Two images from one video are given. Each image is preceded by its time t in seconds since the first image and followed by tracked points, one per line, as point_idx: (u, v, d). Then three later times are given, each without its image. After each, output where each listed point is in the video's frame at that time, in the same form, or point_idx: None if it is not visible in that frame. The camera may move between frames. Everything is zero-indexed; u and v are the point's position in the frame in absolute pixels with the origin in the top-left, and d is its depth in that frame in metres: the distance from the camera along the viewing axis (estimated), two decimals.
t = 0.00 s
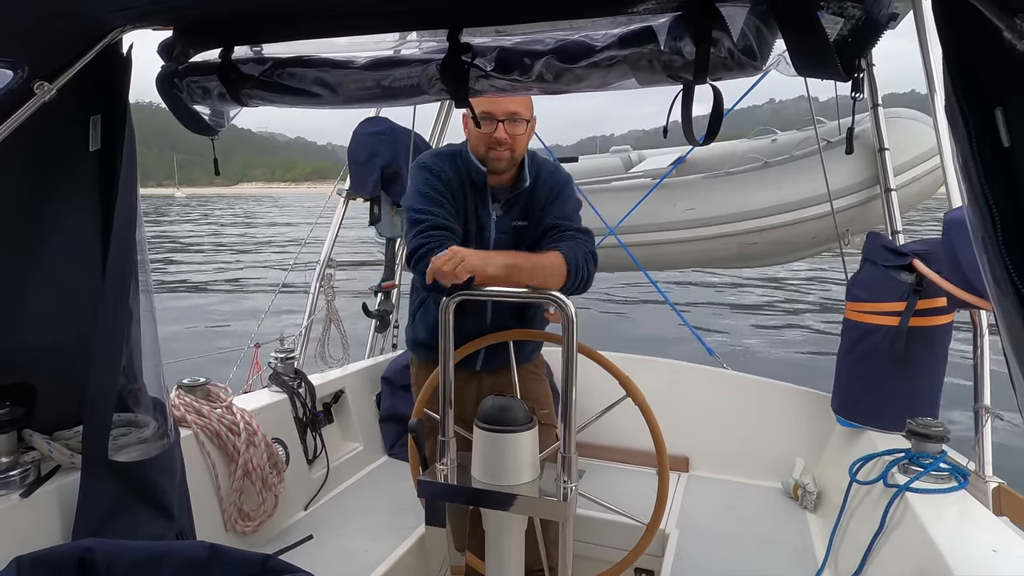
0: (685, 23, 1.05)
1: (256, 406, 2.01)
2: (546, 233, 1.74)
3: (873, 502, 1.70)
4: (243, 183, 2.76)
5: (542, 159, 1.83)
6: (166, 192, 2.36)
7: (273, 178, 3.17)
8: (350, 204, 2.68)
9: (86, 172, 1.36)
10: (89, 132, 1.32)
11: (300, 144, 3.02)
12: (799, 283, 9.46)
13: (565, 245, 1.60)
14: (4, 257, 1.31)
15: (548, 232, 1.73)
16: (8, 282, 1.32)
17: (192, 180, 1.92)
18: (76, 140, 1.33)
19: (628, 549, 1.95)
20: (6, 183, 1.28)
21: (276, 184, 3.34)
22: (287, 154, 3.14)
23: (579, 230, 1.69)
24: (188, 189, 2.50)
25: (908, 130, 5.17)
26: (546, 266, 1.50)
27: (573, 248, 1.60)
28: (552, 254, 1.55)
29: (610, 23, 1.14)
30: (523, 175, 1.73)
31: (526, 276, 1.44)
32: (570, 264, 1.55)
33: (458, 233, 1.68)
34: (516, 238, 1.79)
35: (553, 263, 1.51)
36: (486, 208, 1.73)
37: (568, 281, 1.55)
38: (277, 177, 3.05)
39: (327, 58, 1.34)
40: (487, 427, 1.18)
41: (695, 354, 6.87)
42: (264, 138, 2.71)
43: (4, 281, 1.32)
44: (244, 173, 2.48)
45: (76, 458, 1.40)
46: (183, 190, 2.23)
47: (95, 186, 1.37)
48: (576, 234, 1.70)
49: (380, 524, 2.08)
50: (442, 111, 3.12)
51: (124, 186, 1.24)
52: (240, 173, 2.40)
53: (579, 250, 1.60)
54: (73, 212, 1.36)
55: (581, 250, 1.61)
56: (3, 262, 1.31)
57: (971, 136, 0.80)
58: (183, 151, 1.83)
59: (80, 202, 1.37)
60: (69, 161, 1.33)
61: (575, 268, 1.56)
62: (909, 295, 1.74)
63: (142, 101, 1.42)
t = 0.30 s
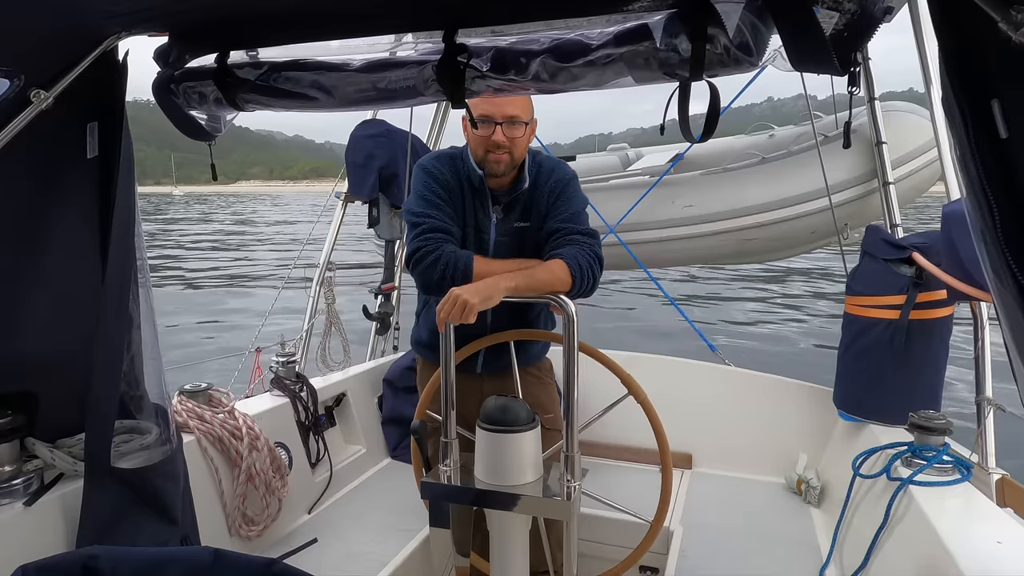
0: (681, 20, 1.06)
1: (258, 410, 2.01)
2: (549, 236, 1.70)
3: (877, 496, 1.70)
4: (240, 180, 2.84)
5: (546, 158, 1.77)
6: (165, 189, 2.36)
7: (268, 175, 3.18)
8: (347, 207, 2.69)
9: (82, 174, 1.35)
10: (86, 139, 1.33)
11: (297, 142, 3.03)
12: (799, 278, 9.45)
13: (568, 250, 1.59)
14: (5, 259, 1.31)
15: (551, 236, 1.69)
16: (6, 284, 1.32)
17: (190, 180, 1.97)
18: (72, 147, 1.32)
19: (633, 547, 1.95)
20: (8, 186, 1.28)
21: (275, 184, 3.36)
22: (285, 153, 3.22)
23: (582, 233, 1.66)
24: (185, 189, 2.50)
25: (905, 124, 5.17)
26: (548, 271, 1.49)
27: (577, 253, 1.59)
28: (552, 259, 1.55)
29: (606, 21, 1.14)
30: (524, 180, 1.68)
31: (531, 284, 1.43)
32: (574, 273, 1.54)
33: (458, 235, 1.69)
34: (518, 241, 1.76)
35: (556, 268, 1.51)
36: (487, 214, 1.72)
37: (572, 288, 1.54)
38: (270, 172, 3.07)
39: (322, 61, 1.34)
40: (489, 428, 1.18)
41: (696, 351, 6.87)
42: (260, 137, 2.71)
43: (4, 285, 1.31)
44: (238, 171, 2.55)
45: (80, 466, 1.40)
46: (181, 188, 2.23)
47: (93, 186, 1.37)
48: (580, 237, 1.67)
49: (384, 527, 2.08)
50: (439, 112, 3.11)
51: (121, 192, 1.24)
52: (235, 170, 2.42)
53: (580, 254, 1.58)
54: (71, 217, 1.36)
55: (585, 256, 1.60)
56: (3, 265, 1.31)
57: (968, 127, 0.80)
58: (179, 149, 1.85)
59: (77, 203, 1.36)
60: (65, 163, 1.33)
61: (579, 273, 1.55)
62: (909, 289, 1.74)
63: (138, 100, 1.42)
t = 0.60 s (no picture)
0: (676, 17, 1.05)
1: (260, 415, 2.01)
2: (551, 233, 1.69)
3: (881, 489, 1.70)
4: (239, 180, 2.89)
5: (549, 157, 1.78)
6: (162, 184, 2.35)
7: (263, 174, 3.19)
8: (345, 210, 2.69)
9: (81, 182, 1.35)
10: (84, 147, 1.33)
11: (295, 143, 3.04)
12: (798, 273, 9.45)
13: (568, 250, 1.55)
14: (4, 265, 1.32)
15: (552, 232, 1.68)
16: (5, 290, 1.32)
17: (188, 180, 1.99)
18: (69, 156, 1.32)
19: (638, 544, 1.95)
20: (8, 191, 1.28)
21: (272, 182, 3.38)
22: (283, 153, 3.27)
23: (582, 231, 1.65)
24: (182, 191, 2.50)
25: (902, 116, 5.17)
26: (548, 269, 1.43)
27: (576, 253, 1.56)
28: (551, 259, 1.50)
29: (600, 19, 1.14)
30: (527, 179, 1.69)
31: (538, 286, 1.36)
32: (573, 271, 1.50)
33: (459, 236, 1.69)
34: (521, 239, 1.76)
35: (556, 267, 1.45)
36: (490, 213, 1.72)
37: (571, 288, 1.50)
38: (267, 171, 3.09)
39: (317, 64, 1.34)
40: (492, 428, 1.18)
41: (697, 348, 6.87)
42: (257, 140, 2.72)
43: (3, 293, 1.32)
44: (237, 171, 2.59)
45: (84, 474, 1.40)
46: (177, 186, 2.23)
47: (91, 193, 1.37)
48: (581, 237, 1.65)
49: (388, 529, 2.08)
50: (435, 114, 3.11)
51: (119, 198, 1.24)
52: (233, 171, 2.43)
53: (579, 254, 1.55)
54: (70, 226, 1.36)
55: (585, 255, 1.57)
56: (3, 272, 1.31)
57: (964, 118, 0.80)
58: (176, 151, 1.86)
59: (77, 209, 1.36)
60: (61, 170, 1.32)
61: (579, 272, 1.52)
62: (909, 281, 1.74)
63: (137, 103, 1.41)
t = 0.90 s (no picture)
0: (670, 14, 1.05)
1: (262, 420, 2.01)
2: (554, 234, 1.68)
3: (884, 482, 1.70)
4: (237, 182, 2.89)
5: (556, 160, 1.78)
6: (161, 189, 2.35)
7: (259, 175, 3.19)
8: (344, 213, 2.69)
9: (80, 190, 1.35)
10: (81, 156, 1.33)
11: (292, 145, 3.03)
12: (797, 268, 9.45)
13: (572, 250, 1.53)
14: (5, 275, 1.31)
15: (555, 234, 1.67)
16: (5, 298, 1.32)
17: (187, 183, 1.99)
18: (67, 164, 1.33)
19: (642, 542, 1.95)
20: (6, 198, 1.28)
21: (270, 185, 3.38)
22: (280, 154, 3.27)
23: (584, 233, 1.63)
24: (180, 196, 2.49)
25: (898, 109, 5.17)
26: (553, 268, 1.41)
27: (579, 253, 1.53)
28: (555, 258, 1.48)
29: (595, 17, 1.14)
30: (533, 180, 1.70)
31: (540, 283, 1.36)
32: (575, 271, 1.47)
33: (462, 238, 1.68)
34: (526, 241, 1.75)
35: (560, 265, 1.43)
36: (495, 215, 1.73)
37: (572, 288, 1.47)
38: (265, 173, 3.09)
39: (313, 67, 1.34)
40: (494, 428, 1.18)
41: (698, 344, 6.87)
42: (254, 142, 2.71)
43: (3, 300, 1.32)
44: (235, 173, 2.60)
45: (87, 481, 1.39)
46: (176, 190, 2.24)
47: (90, 201, 1.37)
48: (584, 238, 1.63)
49: (392, 531, 2.08)
50: (432, 115, 3.11)
51: (116, 205, 1.24)
52: (230, 173, 2.44)
53: (583, 255, 1.52)
54: (69, 233, 1.36)
55: (587, 255, 1.54)
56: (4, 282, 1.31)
57: (961, 111, 0.80)
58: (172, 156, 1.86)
59: (77, 216, 1.36)
60: (59, 178, 1.32)
61: (581, 271, 1.48)
62: (909, 274, 1.74)
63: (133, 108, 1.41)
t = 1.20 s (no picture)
0: (667, 13, 1.05)
1: (263, 422, 2.01)
2: (556, 232, 1.68)
3: (886, 479, 1.70)
4: (237, 183, 2.90)
5: (558, 159, 1.78)
6: (160, 190, 2.35)
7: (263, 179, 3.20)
8: (343, 214, 2.68)
9: (79, 193, 1.35)
10: (80, 159, 1.33)
11: (291, 146, 3.03)
12: (797, 265, 9.46)
13: (579, 252, 1.53)
14: (4, 280, 1.32)
15: (557, 232, 1.67)
16: (6, 303, 1.33)
17: (186, 185, 1.99)
18: (66, 166, 1.32)
19: (644, 541, 1.95)
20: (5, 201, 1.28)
21: (270, 185, 3.38)
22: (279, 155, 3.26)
23: (586, 232, 1.63)
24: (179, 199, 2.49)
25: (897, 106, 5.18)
26: (564, 269, 1.39)
27: (584, 255, 1.53)
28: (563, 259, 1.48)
29: (593, 16, 1.15)
30: (536, 179, 1.71)
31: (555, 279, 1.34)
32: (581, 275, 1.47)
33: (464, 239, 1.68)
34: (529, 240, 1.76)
35: (571, 267, 1.41)
36: (499, 215, 1.73)
37: (577, 289, 1.47)
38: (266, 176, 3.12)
39: (311, 69, 1.34)
40: (495, 428, 1.18)
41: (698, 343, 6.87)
42: (253, 144, 2.71)
43: (4, 305, 1.32)
44: (235, 174, 2.60)
45: (88, 485, 1.40)
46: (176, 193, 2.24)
47: (90, 203, 1.37)
48: (586, 238, 1.62)
49: (394, 533, 2.08)
50: (430, 116, 3.11)
51: (115, 207, 1.24)
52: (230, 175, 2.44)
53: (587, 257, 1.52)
54: (69, 237, 1.36)
55: (592, 257, 1.54)
56: (4, 286, 1.32)
57: (960, 108, 0.80)
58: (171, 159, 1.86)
59: (77, 218, 1.36)
60: (59, 181, 1.32)
61: (586, 276, 1.48)
62: (909, 271, 1.74)
63: (131, 108, 1.41)
